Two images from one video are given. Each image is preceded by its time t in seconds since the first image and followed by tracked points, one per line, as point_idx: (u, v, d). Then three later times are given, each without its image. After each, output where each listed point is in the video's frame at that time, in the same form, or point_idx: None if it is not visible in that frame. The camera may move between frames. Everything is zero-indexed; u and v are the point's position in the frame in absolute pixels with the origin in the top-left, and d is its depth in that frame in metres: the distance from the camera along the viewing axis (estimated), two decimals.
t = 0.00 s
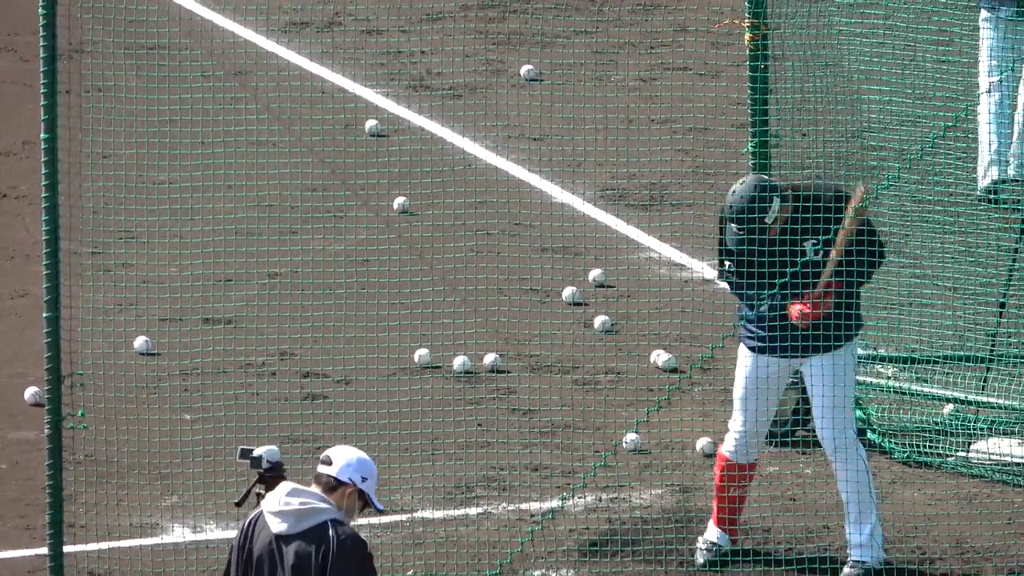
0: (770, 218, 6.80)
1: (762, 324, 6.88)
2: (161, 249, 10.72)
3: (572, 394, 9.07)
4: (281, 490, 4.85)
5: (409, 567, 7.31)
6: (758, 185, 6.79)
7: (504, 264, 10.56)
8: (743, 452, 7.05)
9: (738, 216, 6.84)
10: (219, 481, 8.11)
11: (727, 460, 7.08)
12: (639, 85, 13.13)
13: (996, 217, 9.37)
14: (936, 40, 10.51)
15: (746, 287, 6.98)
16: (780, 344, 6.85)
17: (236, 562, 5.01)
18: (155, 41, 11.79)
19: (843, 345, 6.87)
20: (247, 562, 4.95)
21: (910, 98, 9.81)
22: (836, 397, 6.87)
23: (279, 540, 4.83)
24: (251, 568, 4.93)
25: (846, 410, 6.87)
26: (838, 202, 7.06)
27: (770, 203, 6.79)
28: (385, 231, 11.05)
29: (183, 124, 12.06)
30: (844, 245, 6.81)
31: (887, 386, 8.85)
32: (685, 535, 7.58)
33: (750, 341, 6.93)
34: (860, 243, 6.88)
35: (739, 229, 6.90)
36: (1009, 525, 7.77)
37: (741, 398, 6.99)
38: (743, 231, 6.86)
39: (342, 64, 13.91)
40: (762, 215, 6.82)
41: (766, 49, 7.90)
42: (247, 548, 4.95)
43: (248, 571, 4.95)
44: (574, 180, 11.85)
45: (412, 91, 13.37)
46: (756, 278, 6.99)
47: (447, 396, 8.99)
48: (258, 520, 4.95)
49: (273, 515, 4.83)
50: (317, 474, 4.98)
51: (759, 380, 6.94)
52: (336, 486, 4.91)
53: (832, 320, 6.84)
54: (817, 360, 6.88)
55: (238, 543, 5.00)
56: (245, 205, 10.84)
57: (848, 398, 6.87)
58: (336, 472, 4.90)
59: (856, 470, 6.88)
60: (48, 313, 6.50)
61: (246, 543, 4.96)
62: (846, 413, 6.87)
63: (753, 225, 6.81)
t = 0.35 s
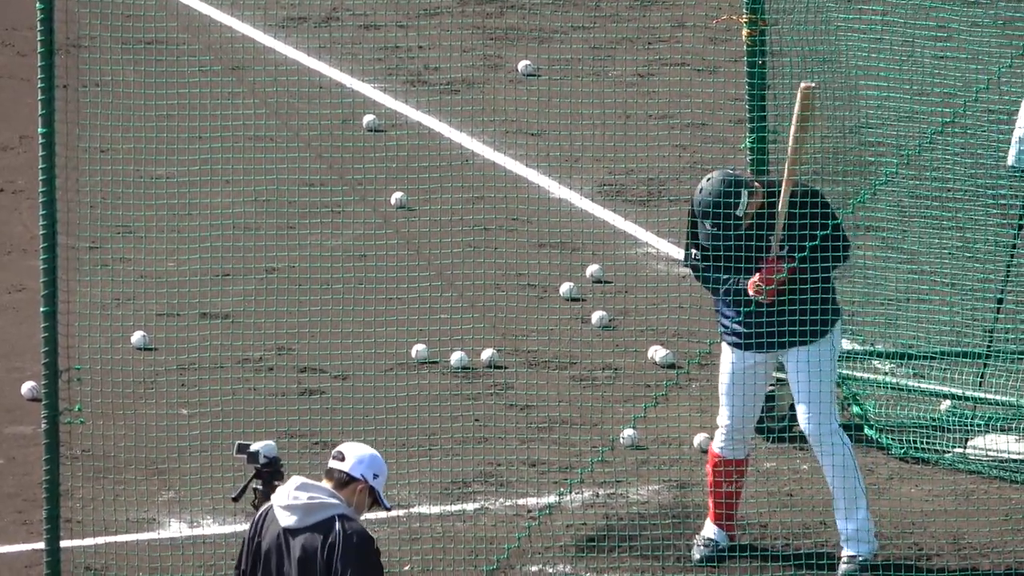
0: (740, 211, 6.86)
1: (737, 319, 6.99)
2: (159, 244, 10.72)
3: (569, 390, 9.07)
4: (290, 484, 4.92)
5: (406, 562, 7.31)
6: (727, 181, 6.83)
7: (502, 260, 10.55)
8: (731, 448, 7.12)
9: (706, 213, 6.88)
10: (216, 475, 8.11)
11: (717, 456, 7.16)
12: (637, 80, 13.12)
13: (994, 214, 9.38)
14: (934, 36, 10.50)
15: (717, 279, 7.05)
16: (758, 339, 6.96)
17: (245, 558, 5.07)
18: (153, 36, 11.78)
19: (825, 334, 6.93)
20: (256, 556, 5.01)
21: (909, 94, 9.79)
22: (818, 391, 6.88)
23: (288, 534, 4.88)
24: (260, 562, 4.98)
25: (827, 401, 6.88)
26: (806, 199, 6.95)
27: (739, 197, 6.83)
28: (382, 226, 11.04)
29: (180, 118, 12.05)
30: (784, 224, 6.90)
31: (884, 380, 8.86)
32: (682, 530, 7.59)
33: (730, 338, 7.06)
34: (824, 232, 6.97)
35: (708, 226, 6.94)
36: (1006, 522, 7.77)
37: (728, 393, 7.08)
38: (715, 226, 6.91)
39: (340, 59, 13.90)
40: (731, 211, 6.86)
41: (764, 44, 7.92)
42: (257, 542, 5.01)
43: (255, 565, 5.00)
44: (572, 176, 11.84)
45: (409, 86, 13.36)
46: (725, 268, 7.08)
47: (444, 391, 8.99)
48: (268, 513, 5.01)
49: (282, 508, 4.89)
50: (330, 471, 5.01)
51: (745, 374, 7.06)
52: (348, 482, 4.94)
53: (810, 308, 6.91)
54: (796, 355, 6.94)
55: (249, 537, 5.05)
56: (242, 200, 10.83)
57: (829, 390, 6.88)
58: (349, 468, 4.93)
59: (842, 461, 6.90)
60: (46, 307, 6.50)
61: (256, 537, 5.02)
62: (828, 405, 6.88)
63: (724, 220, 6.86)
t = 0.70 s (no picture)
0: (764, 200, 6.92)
1: (751, 309, 6.95)
2: (153, 237, 10.72)
3: (564, 383, 9.07)
4: (299, 472, 4.78)
5: (400, 555, 7.31)
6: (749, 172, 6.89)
7: (497, 253, 10.55)
8: (730, 438, 7.06)
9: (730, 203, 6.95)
10: (210, 468, 8.11)
11: (715, 446, 7.10)
12: (631, 74, 13.14)
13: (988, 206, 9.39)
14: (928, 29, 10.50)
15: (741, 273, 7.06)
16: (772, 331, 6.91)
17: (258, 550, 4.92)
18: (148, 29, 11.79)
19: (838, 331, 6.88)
20: (269, 548, 4.86)
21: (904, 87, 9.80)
22: (830, 387, 6.86)
23: (301, 522, 4.75)
24: (273, 553, 4.84)
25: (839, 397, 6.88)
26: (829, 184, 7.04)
27: (761, 186, 6.89)
28: (377, 219, 11.05)
29: (175, 112, 12.06)
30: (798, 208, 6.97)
31: (880, 373, 8.88)
32: (677, 523, 7.58)
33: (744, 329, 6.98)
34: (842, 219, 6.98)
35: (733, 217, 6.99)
36: (1001, 515, 7.76)
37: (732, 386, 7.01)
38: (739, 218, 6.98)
39: (334, 52, 13.91)
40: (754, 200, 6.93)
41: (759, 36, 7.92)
42: (270, 532, 4.87)
43: (268, 557, 4.85)
44: (567, 170, 11.85)
45: (404, 80, 13.38)
46: (747, 262, 7.12)
47: (438, 383, 8.99)
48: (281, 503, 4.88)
49: (293, 496, 4.76)
50: (335, 464, 4.87)
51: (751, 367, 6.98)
52: (357, 468, 4.83)
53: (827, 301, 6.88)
54: (811, 348, 6.89)
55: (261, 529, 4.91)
56: (237, 193, 10.84)
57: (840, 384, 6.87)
58: (359, 454, 4.83)
59: (851, 457, 6.94)
60: (40, 300, 6.49)
61: (268, 527, 4.88)
62: (838, 399, 6.87)
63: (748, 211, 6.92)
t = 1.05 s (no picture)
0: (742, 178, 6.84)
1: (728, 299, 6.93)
2: (147, 230, 10.71)
3: (558, 376, 9.07)
4: (302, 463, 4.83)
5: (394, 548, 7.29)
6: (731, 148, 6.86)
7: (491, 246, 10.55)
8: (723, 433, 7.06)
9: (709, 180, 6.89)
10: (204, 461, 8.11)
11: (710, 442, 7.10)
12: (626, 67, 13.15)
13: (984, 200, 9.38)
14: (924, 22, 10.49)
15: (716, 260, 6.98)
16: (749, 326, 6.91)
17: (262, 541, 4.94)
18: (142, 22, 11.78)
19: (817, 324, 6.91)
20: (273, 539, 4.90)
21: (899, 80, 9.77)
22: (813, 383, 6.88)
23: (311, 511, 4.80)
24: (279, 544, 4.88)
25: (822, 393, 6.90)
26: (810, 175, 6.95)
27: (740, 163, 6.84)
28: (371, 212, 11.05)
29: (169, 104, 12.05)
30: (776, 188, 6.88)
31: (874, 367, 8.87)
32: (671, 517, 7.57)
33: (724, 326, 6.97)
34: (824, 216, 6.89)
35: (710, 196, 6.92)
36: (995, 508, 7.76)
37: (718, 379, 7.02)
38: (715, 192, 6.90)
39: (329, 45, 13.91)
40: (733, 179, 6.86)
41: (754, 30, 7.84)
42: (273, 524, 4.91)
43: (275, 548, 4.89)
44: (561, 163, 11.86)
45: (399, 73, 13.39)
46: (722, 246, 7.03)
47: (432, 376, 9.00)
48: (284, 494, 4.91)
49: (301, 486, 4.80)
50: (332, 451, 4.92)
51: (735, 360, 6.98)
52: (357, 451, 4.91)
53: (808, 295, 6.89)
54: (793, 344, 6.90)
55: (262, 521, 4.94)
56: (232, 185, 10.83)
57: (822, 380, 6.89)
58: (358, 437, 4.91)
59: (836, 452, 6.98)
60: (34, 293, 6.47)
61: (271, 519, 4.91)
62: (820, 395, 6.90)
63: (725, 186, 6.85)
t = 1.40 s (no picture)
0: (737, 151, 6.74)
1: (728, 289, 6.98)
2: (143, 222, 10.72)
3: (553, 369, 9.07)
4: (305, 459, 4.84)
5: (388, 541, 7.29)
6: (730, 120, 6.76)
7: (487, 240, 10.56)
8: (723, 429, 7.08)
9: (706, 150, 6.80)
10: (199, 453, 8.11)
11: (708, 438, 7.12)
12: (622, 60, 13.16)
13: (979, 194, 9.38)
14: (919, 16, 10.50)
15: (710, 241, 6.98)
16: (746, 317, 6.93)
17: (259, 546, 4.89)
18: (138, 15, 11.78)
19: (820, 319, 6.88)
20: (275, 539, 4.87)
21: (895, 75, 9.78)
22: (811, 376, 6.85)
23: (322, 505, 4.83)
24: (285, 543, 4.86)
25: (819, 386, 6.87)
26: (810, 168, 6.88)
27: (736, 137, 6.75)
28: (366, 205, 11.06)
29: (165, 97, 12.05)
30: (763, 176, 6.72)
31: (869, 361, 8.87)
32: (666, 511, 7.57)
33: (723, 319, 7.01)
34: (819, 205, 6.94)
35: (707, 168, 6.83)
36: (989, 503, 7.75)
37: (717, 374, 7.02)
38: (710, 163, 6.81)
39: (324, 38, 13.93)
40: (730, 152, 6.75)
41: (748, 23, 7.84)
42: (274, 523, 4.88)
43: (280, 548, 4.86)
44: (556, 156, 11.88)
45: (394, 66, 13.41)
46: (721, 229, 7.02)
47: (427, 369, 9.00)
48: (280, 495, 4.88)
49: (309, 482, 4.82)
50: (315, 444, 4.93)
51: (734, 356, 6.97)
52: (340, 442, 4.98)
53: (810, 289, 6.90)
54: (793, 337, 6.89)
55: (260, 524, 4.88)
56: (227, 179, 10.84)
57: (820, 377, 6.86)
58: (339, 428, 4.98)
59: (835, 445, 6.94)
60: (29, 285, 6.45)
61: (272, 519, 4.87)
62: (817, 390, 6.88)
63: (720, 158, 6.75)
